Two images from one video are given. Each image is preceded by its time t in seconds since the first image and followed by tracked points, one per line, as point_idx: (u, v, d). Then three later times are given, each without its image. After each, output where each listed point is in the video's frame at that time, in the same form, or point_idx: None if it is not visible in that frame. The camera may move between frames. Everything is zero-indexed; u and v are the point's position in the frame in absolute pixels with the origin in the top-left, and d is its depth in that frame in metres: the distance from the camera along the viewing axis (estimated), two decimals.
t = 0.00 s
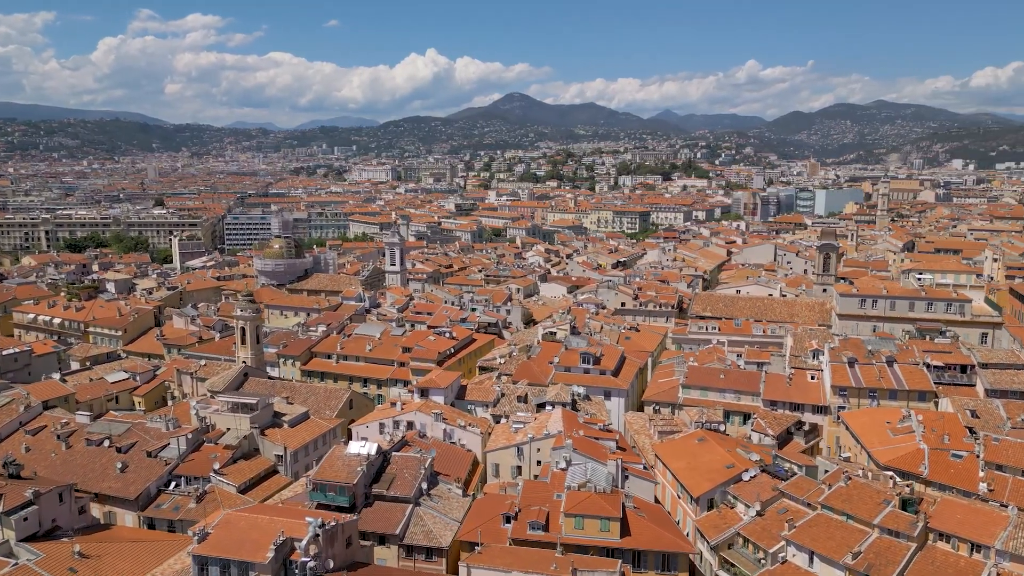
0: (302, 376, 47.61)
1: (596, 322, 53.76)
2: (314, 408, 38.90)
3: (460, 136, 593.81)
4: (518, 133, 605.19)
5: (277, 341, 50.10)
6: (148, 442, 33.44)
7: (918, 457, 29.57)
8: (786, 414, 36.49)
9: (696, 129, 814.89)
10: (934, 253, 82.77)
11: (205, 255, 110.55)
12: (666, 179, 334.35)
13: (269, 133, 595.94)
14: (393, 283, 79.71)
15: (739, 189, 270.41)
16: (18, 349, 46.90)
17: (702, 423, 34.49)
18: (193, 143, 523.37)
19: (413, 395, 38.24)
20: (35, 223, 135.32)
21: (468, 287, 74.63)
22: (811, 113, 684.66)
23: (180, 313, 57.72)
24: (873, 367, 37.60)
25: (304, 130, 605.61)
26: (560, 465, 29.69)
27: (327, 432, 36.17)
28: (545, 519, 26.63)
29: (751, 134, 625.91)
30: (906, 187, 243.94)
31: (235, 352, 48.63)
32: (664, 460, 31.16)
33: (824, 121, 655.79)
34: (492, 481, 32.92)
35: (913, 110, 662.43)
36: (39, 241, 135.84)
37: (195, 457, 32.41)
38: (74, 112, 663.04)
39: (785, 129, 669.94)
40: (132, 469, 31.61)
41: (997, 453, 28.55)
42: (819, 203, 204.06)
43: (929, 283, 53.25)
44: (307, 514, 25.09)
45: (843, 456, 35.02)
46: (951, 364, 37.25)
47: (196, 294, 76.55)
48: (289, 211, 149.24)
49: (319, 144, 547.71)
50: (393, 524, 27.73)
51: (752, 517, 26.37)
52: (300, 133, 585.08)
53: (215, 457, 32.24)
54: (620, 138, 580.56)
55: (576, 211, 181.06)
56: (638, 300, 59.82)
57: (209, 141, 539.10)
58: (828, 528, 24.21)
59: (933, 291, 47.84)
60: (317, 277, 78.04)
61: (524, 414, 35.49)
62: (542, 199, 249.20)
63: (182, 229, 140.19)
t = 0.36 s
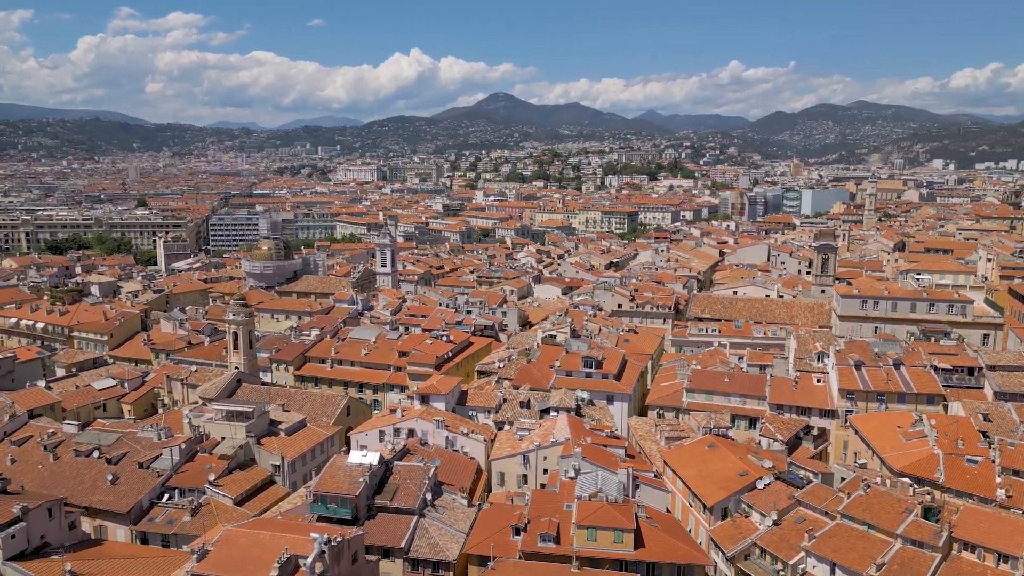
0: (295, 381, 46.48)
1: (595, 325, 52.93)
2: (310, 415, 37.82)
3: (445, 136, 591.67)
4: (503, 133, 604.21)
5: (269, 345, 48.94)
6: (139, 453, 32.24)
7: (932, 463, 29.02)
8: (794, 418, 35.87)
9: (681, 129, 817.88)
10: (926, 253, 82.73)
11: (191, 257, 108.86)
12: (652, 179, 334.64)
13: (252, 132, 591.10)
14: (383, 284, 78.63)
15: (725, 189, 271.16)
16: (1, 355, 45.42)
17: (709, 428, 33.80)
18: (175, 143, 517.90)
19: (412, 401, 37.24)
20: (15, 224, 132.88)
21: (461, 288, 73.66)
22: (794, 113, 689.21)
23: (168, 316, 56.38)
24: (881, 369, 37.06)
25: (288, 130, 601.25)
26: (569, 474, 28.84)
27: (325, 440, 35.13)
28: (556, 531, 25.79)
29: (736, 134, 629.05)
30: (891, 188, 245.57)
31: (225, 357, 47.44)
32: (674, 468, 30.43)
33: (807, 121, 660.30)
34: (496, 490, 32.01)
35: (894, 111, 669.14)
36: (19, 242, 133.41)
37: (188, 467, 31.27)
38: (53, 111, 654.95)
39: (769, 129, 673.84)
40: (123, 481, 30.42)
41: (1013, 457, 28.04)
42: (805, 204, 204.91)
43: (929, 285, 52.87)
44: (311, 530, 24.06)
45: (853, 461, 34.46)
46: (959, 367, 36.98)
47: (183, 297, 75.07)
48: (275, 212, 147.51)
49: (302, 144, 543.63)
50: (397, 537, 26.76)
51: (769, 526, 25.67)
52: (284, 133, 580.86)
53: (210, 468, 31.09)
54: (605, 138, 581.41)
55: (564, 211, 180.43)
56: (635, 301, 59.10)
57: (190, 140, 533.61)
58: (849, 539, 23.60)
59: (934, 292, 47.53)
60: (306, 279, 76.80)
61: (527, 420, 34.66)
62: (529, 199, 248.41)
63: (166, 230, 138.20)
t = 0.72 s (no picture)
0: (288, 387, 45.37)
1: (593, 327, 52.18)
2: (306, 422, 36.72)
3: (430, 135, 589.33)
4: (488, 133, 602.79)
5: (261, 350, 47.82)
6: (130, 464, 31.06)
7: (947, 468, 28.50)
8: (802, 423, 35.28)
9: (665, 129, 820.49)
10: (919, 253, 82.75)
11: (177, 259, 107.11)
12: (638, 179, 334.88)
13: (235, 131, 585.97)
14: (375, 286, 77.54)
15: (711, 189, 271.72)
16: None
17: (718, 433, 33.15)
18: (157, 143, 512.14)
19: (413, 408, 36.28)
20: None
21: (454, 290, 72.74)
22: (777, 113, 693.75)
23: (155, 320, 54.95)
24: (888, 372, 36.54)
25: (271, 129, 596.54)
26: (578, 483, 28.01)
27: (323, 449, 34.09)
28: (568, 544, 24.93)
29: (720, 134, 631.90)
30: (876, 188, 247.04)
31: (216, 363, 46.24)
32: (685, 475, 29.68)
33: (791, 121, 664.56)
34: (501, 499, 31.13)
35: (875, 111, 675.40)
36: None
37: (183, 479, 30.11)
38: (32, 111, 646.49)
39: (753, 129, 677.40)
40: (114, 494, 29.21)
41: None
42: (791, 203, 205.60)
43: (929, 285, 52.60)
44: (314, 546, 23.02)
45: (862, 466, 33.93)
46: (966, 369, 36.71)
47: (169, 299, 73.57)
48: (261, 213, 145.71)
49: (286, 143, 539.46)
50: (403, 551, 25.73)
51: (787, 537, 24.95)
52: (267, 132, 576.22)
53: (205, 479, 29.95)
54: (591, 138, 581.77)
55: (553, 212, 179.82)
56: (632, 302, 58.41)
57: (172, 139, 527.94)
58: (871, 549, 22.95)
59: (935, 293, 47.26)
60: (296, 281, 75.56)
61: (532, 427, 33.80)
62: (516, 199, 247.52)
63: (150, 231, 136.08)
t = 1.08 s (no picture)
0: (282, 393, 44.35)
1: (592, 328, 51.55)
2: (303, 430, 35.71)
3: (416, 135, 587.05)
4: (475, 133, 601.26)
5: (254, 354, 46.77)
6: (123, 474, 29.98)
7: (961, 473, 28.03)
8: (809, 427, 34.79)
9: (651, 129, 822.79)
10: (911, 254, 82.81)
11: (163, 260, 105.43)
12: (625, 179, 335.19)
13: (220, 131, 581.08)
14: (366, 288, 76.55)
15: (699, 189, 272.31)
16: None
17: (726, 438, 32.54)
18: (139, 142, 506.59)
19: (414, 413, 35.37)
20: None
21: (447, 292, 71.85)
22: (761, 113, 697.68)
23: (144, 323, 53.64)
24: (895, 374, 36.04)
25: (255, 129, 591.81)
26: (587, 492, 27.26)
27: (320, 457, 33.11)
28: (581, 556, 24.13)
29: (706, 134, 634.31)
30: (861, 188, 248.54)
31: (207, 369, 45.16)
32: (694, 481, 29.00)
33: (776, 121, 668.53)
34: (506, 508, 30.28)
35: (858, 111, 681.20)
36: None
37: (177, 490, 29.07)
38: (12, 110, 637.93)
39: (738, 129, 680.74)
40: (106, 507, 28.13)
41: None
42: (779, 203, 206.45)
43: (929, 286, 52.26)
44: (318, 563, 22.07)
45: (872, 471, 33.46)
46: (974, 372, 36.42)
47: (157, 302, 72.16)
48: (248, 214, 144.02)
49: (270, 143, 535.28)
50: (408, 564, 24.88)
51: (804, 547, 24.29)
52: (252, 132, 571.71)
53: (200, 490, 28.90)
54: (577, 138, 582.19)
55: (542, 212, 179.42)
56: (629, 304, 57.97)
57: (154, 139, 522.34)
58: (891, 560, 22.36)
59: (936, 294, 47.03)
60: (286, 283, 74.41)
61: (537, 433, 32.99)
62: (504, 199, 246.75)
63: (134, 233, 134.07)
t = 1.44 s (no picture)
0: (276, 399, 43.20)
1: (591, 331, 50.83)
2: (300, 438, 34.66)
3: (400, 135, 584.49)
4: (459, 133, 599.32)
5: (246, 360, 45.59)
6: (114, 487, 28.82)
7: (978, 479, 27.49)
8: (818, 432, 34.20)
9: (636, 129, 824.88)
10: (903, 253, 82.91)
11: (148, 262, 103.49)
12: (612, 179, 335.27)
13: (202, 131, 575.49)
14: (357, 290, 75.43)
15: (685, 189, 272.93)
16: None
17: (736, 445, 31.86)
18: (120, 142, 500.41)
19: (415, 421, 34.41)
20: None
21: (440, 294, 70.80)
22: (745, 113, 701.53)
23: (131, 327, 52.17)
24: (904, 378, 35.54)
25: (238, 129, 586.54)
26: (599, 502, 26.46)
27: (319, 467, 32.09)
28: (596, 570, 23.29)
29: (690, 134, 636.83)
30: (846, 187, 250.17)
31: (198, 375, 43.90)
32: (707, 490, 28.26)
33: (759, 121, 672.58)
34: (513, 519, 29.41)
35: (839, 112, 687.08)
36: None
37: (171, 503, 27.93)
38: None
39: (722, 129, 684.10)
40: (97, 521, 26.96)
41: None
42: (766, 203, 207.20)
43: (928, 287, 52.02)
44: None
45: (883, 477, 32.88)
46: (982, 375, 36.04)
47: (142, 305, 70.44)
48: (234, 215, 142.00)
49: (254, 143, 530.75)
50: None
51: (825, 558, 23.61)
52: (235, 131, 566.57)
53: (196, 503, 27.77)
54: (562, 138, 582.24)
55: (531, 212, 178.80)
56: (626, 306, 57.32)
57: (135, 138, 516.02)
58: (917, 571, 21.73)
59: (937, 295, 46.70)
60: (275, 285, 73.16)
61: (543, 440, 32.17)
62: (492, 199, 245.88)
63: (117, 234, 131.90)
